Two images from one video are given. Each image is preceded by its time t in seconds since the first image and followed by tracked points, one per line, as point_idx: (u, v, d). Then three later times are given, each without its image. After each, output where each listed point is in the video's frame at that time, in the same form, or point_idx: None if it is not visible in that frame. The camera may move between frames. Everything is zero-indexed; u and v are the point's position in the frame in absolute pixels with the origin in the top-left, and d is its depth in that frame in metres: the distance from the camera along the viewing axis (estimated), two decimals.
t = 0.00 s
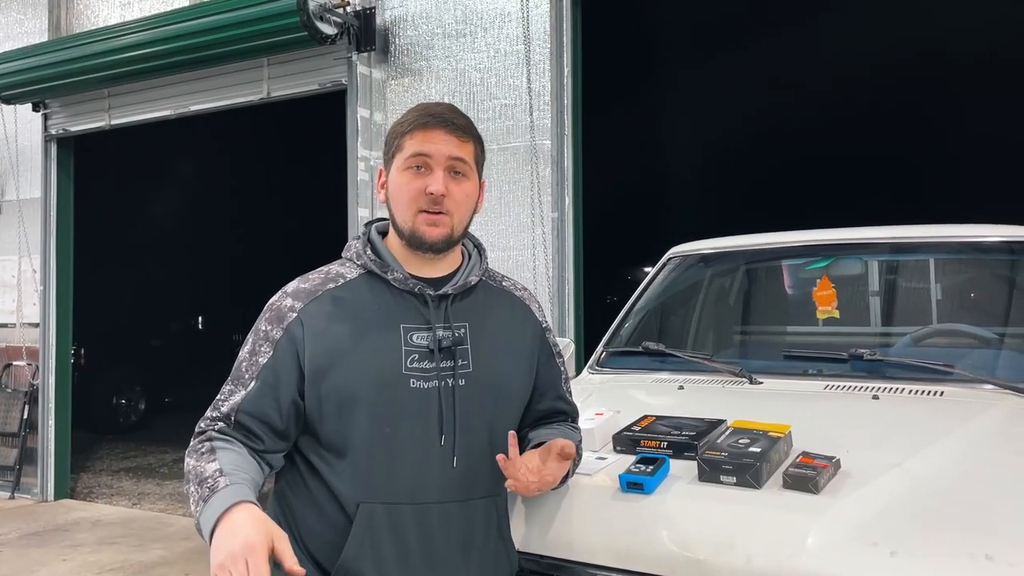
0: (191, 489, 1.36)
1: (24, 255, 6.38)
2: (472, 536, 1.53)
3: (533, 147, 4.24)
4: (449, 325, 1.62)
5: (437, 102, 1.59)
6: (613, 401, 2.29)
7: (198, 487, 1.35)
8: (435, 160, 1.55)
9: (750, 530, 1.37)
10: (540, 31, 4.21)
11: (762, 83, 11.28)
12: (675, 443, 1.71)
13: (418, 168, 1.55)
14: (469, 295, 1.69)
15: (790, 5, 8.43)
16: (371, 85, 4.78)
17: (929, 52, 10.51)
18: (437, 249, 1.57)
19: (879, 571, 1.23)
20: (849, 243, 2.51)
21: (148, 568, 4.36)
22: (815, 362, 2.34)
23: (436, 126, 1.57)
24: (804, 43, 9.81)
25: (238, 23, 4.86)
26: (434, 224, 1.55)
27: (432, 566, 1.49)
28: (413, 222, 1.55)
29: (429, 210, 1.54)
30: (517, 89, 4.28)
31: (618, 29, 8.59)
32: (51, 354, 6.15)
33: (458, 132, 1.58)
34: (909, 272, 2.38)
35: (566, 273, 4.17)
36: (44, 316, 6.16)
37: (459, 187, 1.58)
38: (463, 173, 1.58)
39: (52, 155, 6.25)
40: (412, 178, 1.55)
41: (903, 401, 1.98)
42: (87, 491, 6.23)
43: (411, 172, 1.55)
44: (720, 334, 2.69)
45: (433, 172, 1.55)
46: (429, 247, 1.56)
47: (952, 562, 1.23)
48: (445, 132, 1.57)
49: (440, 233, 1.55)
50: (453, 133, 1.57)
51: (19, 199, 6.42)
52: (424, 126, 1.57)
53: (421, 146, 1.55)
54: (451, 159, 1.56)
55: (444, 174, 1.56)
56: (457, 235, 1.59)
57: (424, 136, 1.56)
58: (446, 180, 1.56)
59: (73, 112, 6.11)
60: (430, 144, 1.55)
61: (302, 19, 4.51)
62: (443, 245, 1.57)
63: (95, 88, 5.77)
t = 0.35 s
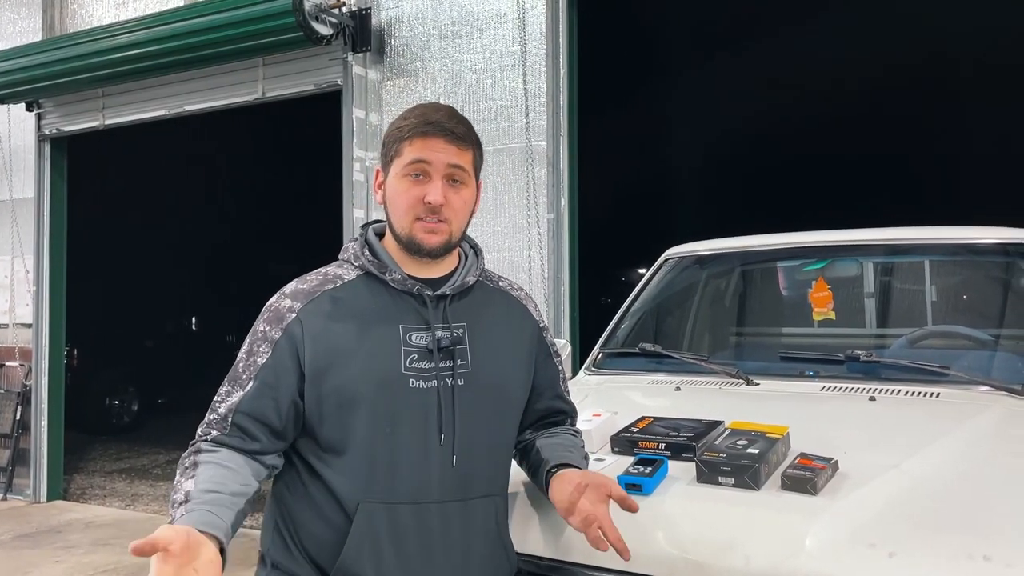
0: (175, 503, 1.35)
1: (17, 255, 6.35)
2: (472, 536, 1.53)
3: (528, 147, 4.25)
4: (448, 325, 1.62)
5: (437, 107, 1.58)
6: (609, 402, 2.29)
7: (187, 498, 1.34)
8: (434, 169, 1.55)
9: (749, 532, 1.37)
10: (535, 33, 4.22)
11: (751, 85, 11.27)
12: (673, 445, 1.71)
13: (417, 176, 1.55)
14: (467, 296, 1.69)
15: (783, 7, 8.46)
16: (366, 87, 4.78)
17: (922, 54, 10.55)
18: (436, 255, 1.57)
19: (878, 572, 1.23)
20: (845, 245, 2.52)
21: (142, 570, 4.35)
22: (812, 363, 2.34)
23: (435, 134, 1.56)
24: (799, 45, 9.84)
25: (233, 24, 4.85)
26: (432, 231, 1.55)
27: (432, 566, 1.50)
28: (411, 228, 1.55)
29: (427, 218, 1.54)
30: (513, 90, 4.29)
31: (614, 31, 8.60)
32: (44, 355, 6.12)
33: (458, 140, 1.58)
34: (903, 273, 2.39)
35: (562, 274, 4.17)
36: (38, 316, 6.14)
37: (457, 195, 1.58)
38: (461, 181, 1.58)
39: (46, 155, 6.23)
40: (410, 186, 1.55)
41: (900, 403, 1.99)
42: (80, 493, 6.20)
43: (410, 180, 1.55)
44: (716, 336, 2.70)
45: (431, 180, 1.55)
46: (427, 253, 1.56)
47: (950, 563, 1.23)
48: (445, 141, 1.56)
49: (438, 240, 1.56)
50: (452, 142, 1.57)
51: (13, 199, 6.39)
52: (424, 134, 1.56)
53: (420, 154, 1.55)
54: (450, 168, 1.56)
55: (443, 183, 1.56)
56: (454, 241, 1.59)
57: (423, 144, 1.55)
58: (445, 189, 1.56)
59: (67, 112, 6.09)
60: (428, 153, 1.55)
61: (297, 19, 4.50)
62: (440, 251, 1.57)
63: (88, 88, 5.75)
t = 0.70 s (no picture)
0: (177, 500, 1.33)
1: (10, 255, 6.33)
2: (467, 538, 1.53)
3: (524, 149, 4.25)
4: (443, 327, 1.62)
5: (429, 105, 1.59)
6: (606, 404, 2.29)
7: (188, 495, 1.33)
8: (428, 166, 1.55)
9: (746, 533, 1.37)
10: (531, 34, 4.22)
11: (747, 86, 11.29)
12: (670, 447, 1.71)
13: (411, 173, 1.55)
14: (462, 298, 1.69)
15: (778, 9, 8.48)
16: (362, 88, 4.77)
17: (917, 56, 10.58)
18: (432, 252, 1.57)
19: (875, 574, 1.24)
20: (841, 246, 2.52)
21: (136, 571, 4.33)
22: (808, 364, 2.35)
23: (427, 130, 1.56)
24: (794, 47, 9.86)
25: (229, 24, 4.84)
26: (428, 228, 1.54)
27: (426, 569, 1.49)
28: (407, 226, 1.54)
29: (423, 215, 1.54)
30: (509, 91, 4.29)
31: (609, 32, 8.60)
32: (37, 356, 6.09)
33: (450, 136, 1.58)
34: (898, 275, 2.39)
35: (557, 275, 4.17)
36: (32, 317, 6.11)
37: (452, 191, 1.58)
38: (456, 177, 1.58)
39: (40, 155, 6.21)
40: (405, 183, 1.55)
41: (896, 404, 1.99)
42: (74, 494, 6.18)
43: (404, 178, 1.55)
44: (712, 337, 2.70)
45: (426, 177, 1.55)
46: (424, 251, 1.56)
47: (947, 564, 1.24)
48: (438, 137, 1.57)
49: (435, 237, 1.55)
50: (444, 138, 1.57)
51: (6, 199, 6.37)
52: (417, 131, 1.56)
53: (413, 151, 1.55)
54: (444, 164, 1.56)
55: (437, 179, 1.56)
56: (451, 238, 1.59)
57: (416, 141, 1.55)
58: (440, 185, 1.56)
59: (61, 112, 6.07)
60: (422, 150, 1.55)
61: (293, 20, 4.49)
62: (437, 249, 1.57)
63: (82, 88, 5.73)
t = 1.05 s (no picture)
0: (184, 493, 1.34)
1: (4, 255, 6.29)
2: (461, 538, 1.53)
3: (520, 149, 4.25)
4: (438, 327, 1.61)
5: (426, 103, 1.58)
6: (603, 404, 2.29)
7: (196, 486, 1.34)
8: (426, 164, 1.55)
9: (743, 533, 1.37)
10: (527, 35, 4.21)
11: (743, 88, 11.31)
12: (667, 447, 1.71)
13: (409, 172, 1.54)
14: (458, 297, 1.69)
15: (773, 12, 8.51)
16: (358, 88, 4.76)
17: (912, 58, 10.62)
18: (428, 252, 1.57)
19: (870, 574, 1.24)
20: (837, 246, 2.52)
21: (131, 572, 4.31)
22: (804, 364, 2.35)
23: (425, 128, 1.56)
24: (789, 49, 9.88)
25: (224, 24, 4.83)
26: (424, 227, 1.54)
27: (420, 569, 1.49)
28: (403, 225, 1.54)
29: (420, 214, 1.54)
30: (505, 92, 4.28)
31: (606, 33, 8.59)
32: (31, 357, 6.07)
33: (447, 135, 1.58)
34: (892, 275, 2.40)
35: (553, 275, 4.18)
36: (26, 318, 6.08)
37: (449, 190, 1.58)
38: (453, 176, 1.58)
39: (33, 155, 6.18)
40: (402, 183, 1.55)
41: (891, 404, 2.00)
42: (68, 495, 6.15)
43: (401, 176, 1.55)
44: (707, 337, 2.71)
45: (423, 176, 1.54)
46: (419, 251, 1.56)
47: (944, 563, 1.24)
48: (435, 136, 1.56)
49: (431, 237, 1.55)
50: (442, 137, 1.57)
51: None
52: (414, 130, 1.56)
53: (411, 149, 1.54)
54: (441, 163, 1.56)
55: (434, 178, 1.55)
56: (446, 238, 1.59)
57: (415, 140, 1.55)
58: (437, 185, 1.55)
59: (54, 112, 6.04)
60: (419, 148, 1.54)
61: (288, 20, 4.49)
62: (433, 248, 1.57)
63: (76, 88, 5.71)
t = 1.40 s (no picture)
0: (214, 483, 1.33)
1: None
2: (457, 538, 1.53)
3: (516, 150, 4.25)
4: (433, 328, 1.61)
5: (429, 111, 1.57)
6: (599, 404, 2.29)
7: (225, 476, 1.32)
8: (425, 174, 1.54)
9: (739, 532, 1.37)
10: (523, 37, 4.22)
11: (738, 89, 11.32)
12: (663, 447, 1.72)
13: (407, 180, 1.54)
14: (453, 298, 1.68)
15: (769, 12, 8.52)
16: (353, 88, 4.76)
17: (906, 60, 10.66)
18: (423, 258, 1.57)
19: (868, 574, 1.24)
20: (832, 247, 2.53)
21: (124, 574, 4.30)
22: (800, 365, 2.35)
23: (426, 138, 1.55)
24: (784, 51, 9.90)
25: (219, 25, 4.83)
26: (420, 235, 1.55)
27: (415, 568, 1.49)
28: (398, 232, 1.54)
29: (415, 222, 1.54)
30: (500, 93, 4.28)
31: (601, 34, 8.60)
32: (25, 358, 6.04)
33: (448, 145, 1.57)
34: (887, 276, 2.41)
35: (549, 276, 4.18)
36: (20, 319, 6.05)
37: (446, 200, 1.58)
38: (451, 187, 1.57)
39: (27, 156, 6.15)
40: (400, 189, 1.54)
41: (886, 404, 2.01)
42: (61, 497, 6.12)
43: (399, 183, 1.54)
44: (703, 338, 2.71)
45: (422, 185, 1.54)
46: (414, 256, 1.56)
47: (940, 561, 1.24)
48: (436, 147, 1.55)
49: (426, 245, 1.56)
50: (442, 147, 1.56)
51: None
52: (415, 139, 1.55)
53: (410, 158, 1.54)
54: (440, 173, 1.56)
55: (432, 188, 1.55)
56: (441, 245, 1.59)
57: (415, 149, 1.54)
58: (435, 194, 1.55)
59: (49, 112, 6.02)
60: (420, 158, 1.54)
61: (283, 21, 4.49)
62: (428, 255, 1.57)
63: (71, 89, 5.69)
